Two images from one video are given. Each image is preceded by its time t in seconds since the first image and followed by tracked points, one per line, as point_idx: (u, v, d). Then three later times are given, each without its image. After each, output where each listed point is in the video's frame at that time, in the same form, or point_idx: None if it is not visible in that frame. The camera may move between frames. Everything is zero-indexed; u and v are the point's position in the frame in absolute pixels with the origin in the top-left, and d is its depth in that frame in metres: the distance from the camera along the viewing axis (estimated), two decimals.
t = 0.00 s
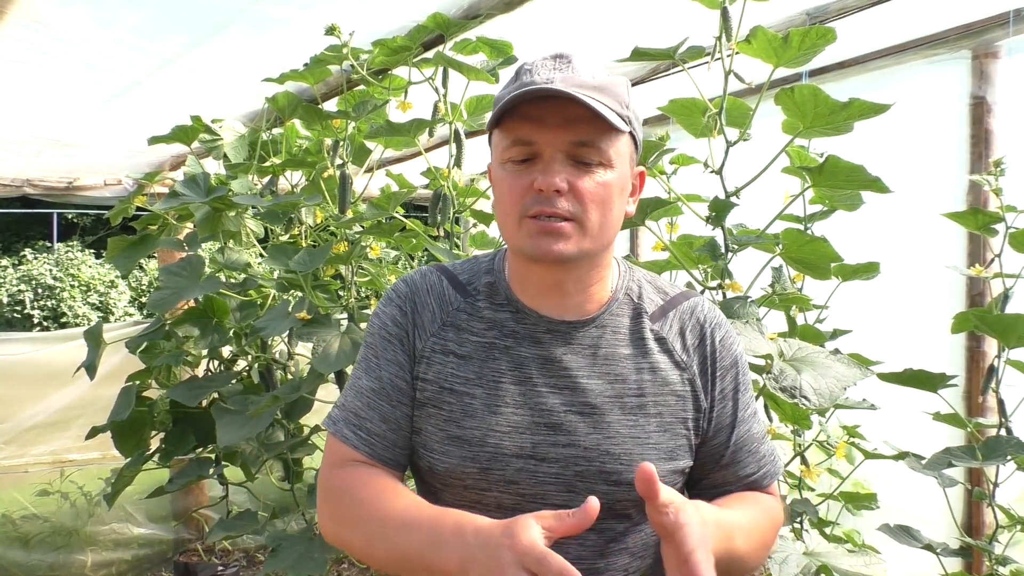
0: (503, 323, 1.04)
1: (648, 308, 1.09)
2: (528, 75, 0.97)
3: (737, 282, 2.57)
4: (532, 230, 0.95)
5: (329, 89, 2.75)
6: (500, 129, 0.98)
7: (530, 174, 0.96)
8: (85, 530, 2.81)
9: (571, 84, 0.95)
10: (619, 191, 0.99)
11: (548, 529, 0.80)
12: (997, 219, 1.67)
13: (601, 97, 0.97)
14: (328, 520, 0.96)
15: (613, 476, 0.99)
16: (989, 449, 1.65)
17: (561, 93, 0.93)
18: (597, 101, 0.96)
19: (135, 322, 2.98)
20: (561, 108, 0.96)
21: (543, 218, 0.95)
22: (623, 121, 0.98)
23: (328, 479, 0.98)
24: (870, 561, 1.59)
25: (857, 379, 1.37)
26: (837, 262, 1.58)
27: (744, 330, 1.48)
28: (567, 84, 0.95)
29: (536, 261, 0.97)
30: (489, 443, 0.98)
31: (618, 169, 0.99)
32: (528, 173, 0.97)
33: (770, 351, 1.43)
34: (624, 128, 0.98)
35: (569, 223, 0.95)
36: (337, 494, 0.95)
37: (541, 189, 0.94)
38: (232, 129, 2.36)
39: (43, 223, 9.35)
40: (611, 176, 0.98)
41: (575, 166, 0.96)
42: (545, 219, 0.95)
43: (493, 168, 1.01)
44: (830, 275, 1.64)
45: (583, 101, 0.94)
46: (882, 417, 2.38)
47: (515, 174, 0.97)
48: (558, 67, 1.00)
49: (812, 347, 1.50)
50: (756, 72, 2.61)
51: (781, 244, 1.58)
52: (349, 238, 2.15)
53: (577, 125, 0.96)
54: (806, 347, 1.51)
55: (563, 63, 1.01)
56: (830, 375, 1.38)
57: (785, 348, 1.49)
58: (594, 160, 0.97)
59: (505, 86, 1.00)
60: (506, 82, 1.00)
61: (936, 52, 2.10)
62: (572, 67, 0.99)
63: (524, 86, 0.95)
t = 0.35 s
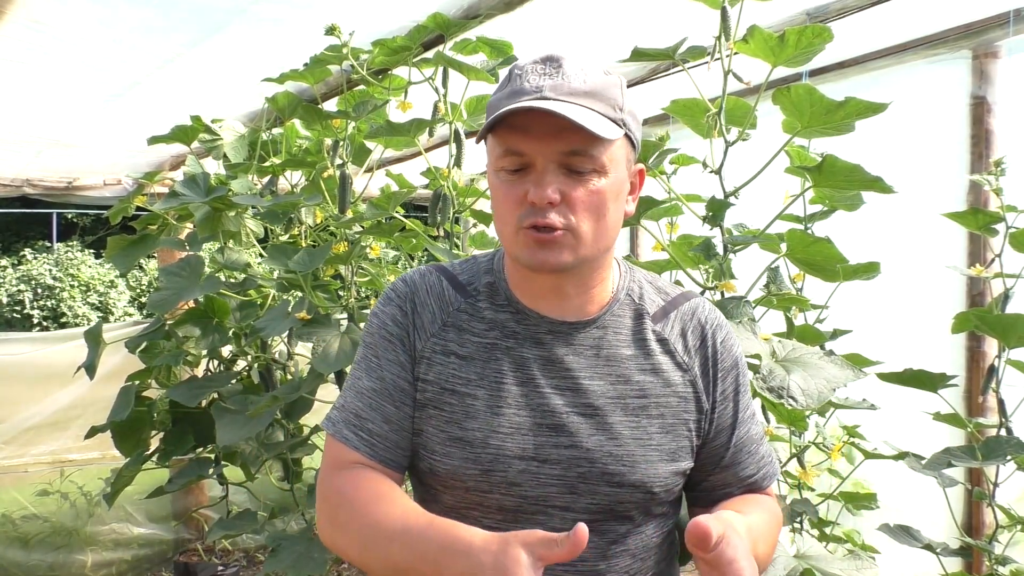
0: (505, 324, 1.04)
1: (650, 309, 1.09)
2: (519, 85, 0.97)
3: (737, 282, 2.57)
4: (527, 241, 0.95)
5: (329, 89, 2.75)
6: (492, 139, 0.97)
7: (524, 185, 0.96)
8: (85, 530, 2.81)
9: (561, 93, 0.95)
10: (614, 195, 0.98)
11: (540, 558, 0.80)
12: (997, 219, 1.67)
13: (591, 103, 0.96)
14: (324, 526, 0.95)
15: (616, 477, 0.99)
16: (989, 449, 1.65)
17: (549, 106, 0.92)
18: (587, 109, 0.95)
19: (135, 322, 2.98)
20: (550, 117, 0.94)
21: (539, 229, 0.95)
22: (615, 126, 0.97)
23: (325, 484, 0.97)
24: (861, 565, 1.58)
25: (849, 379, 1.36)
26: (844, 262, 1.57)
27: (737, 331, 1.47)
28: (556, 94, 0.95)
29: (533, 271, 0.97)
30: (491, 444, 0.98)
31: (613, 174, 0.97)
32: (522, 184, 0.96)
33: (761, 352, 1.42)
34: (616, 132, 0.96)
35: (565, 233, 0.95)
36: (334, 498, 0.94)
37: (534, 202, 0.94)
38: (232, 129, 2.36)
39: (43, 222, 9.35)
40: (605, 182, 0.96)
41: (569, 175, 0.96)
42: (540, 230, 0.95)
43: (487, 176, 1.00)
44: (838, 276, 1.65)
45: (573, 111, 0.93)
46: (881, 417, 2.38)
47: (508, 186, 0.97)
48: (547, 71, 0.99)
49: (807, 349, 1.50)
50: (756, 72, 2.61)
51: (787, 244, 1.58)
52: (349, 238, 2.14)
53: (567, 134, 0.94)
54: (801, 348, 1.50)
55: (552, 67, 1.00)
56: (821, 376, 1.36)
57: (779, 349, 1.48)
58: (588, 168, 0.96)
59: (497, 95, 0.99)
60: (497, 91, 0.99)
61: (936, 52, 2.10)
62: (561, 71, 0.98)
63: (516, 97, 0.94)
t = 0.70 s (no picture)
0: (500, 306, 1.04)
1: (642, 293, 1.10)
2: (530, 86, 0.97)
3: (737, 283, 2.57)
4: (535, 243, 0.95)
5: (329, 90, 2.75)
6: (499, 140, 0.95)
7: (532, 186, 0.95)
8: (85, 531, 2.80)
9: (573, 96, 0.95)
10: (617, 196, 0.99)
11: (501, 402, 0.72)
12: (997, 219, 1.67)
13: (602, 105, 0.97)
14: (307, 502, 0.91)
15: (611, 456, 0.99)
16: (988, 449, 1.65)
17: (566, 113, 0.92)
18: (599, 111, 0.96)
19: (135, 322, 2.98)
20: (562, 120, 0.94)
21: (547, 231, 0.95)
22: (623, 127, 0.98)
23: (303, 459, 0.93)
24: (861, 567, 1.58)
25: (841, 380, 1.34)
26: (849, 263, 1.57)
27: (732, 330, 1.47)
28: (569, 96, 0.95)
29: (539, 272, 0.97)
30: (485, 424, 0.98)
31: (617, 174, 0.98)
32: (530, 186, 0.95)
33: (753, 352, 1.41)
34: (623, 135, 0.97)
35: (572, 235, 0.95)
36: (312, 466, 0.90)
37: (545, 205, 0.93)
38: (232, 129, 2.36)
39: (43, 223, 9.35)
40: (611, 183, 0.97)
41: (577, 177, 0.96)
42: (548, 231, 0.95)
43: (491, 174, 0.99)
44: (845, 275, 1.64)
45: (587, 114, 0.94)
46: (881, 417, 2.38)
47: (516, 187, 0.95)
48: (556, 70, 1.00)
49: (802, 348, 1.48)
50: (755, 72, 2.61)
51: (791, 245, 1.58)
52: (348, 238, 2.14)
53: (578, 136, 0.94)
54: (795, 347, 1.49)
55: (561, 68, 1.00)
56: (813, 376, 1.35)
57: (773, 349, 1.48)
58: (596, 169, 0.96)
59: (505, 95, 0.98)
60: (505, 91, 0.99)
61: (936, 52, 2.09)
62: (572, 73, 0.99)
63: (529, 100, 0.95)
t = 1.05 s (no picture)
0: (497, 309, 1.03)
1: (638, 298, 1.10)
2: (550, 91, 0.98)
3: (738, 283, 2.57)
4: (543, 247, 0.95)
5: (329, 89, 2.75)
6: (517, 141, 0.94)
7: (545, 190, 0.94)
8: (85, 530, 2.81)
9: (595, 105, 0.96)
10: (625, 206, 1.00)
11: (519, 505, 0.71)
12: (997, 219, 1.67)
13: (621, 116, 0.98)
14: (298, 499, 0.90)
15: (607, 460, 1.00)
16: (988, 449, 1.65)
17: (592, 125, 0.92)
18: (618, 122, 0.97)
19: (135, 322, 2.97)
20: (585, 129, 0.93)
21: (555, 236, 0.94)
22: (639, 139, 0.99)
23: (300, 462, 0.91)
24: (867, 565, 1.59)
25: (848, 379, 1.31)
26: (850, 262, 1.57)
27: (736, 330, 1.44)
28: (591, 105, 0.96)
29: (543, 274, 0.97)
30: (482, 426, 0.98)
31: (629, 185, 0.99)
32: (543, 189, 0.94)
33: (759, 352, 1.39)
34: (639, 148, 0.98)
35: (580, 242, 0.95)
36: (315, 473, 0.88)
37: (557, 211, 0.93)
38: (232, 129, 2.36)
39: (43, 222, 9.35)
40: (622, 194, 0.98)
41: (591, 185, 0.95)
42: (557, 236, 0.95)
43: (500, 173, 0.98)
44: (846, 275, 1.63)
45: (608, 126, 0.94)
46: (882, 417, 2.38)
47: (527, 189, 0.94)
48: (579, 76, 1.00)
49: (808, 348, 1.45)
50: (756, 72, 2.61)
51: (793, 244, 1.57)
52: (348, 238, 2.14)
53: (598, 147, 0.94)
54: (801, 347, 1.46)
55: (583, 73, 1.01)
56: (821, 376, 1.31)
57: (779, 349, 1.44)
58: (609, 179, 0.96)
59: (525, 97, 0.98)
60: (525, 92, 0.99)
61: (936, 52, 2.08)
62: (594, 80, 1.00)
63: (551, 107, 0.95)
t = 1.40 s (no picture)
0: (500, 313, 1.03)
1: (641, 304, 1.10)
2: (590, 100, 0.96)
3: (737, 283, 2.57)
4: (564, 256, 0.95)
5: (329, 89, 2.75)
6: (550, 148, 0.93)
7: (571, 201, 0.94)
8: (85, 530, 2.81)
9: (634, 119, 0.96)
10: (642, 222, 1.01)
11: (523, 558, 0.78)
12: (997, 219, 1.67)
13: (657, 132, 0.98)
14: (313, 491, 0.95)
15: (606, 468, 1.00)
16: (988, 449, 1.65)
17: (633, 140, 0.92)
18: (654, 139, 0.97)
19: (135, 322, 2.97)
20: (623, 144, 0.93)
21: (576, 247, 0.95)
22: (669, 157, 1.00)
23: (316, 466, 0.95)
24: (863, 563, 1.57)
25: (848, 379, 1.31)
26: (844, 261, 1.57)
27: (737, 330, 1.45)
28: (630, 119, 0.96)
29: (558, 283, 0.97)
30: (481, 432, 0.98)
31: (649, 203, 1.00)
32: (569, 199, 0.94)
33: (759, 352, 1.39)
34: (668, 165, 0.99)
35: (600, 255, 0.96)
36: (329, 480, 0.93)
37: (584, 222, 0.93)
38: (232, 129, 2.36)
39: (43, 222, 9.35)
40: (643, 210, 0.99)
41: (617, 199, 0.96)
42: (577, 247, 0.95)
43: (525, 176, 0.97)
44: (837, 274, 1.63)
45: (647, 143, 0.94)
46: (882, 417, 2.38)
47: (554, 197, 0.94)
48: (616, 87, 0.99)
49: (807, 349, 1.46)
50: (756, 72, 2.61)
51: (790, 245, 1.58)
52: (349, 238, 2.14)
53: (631, 163, 0.94)
54: (800, 347, 1.46)
55: (621, 87, 1.00)
56: (821, 376, 1.32)
57: (779, 349, 1.45)
58: (635, 195, 0.97)
59: (561, 103, 0.97)
60: (562, 99, 0.97)
61: (935, 52, 2.09)
62: (632, 94, 0.99)
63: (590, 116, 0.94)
